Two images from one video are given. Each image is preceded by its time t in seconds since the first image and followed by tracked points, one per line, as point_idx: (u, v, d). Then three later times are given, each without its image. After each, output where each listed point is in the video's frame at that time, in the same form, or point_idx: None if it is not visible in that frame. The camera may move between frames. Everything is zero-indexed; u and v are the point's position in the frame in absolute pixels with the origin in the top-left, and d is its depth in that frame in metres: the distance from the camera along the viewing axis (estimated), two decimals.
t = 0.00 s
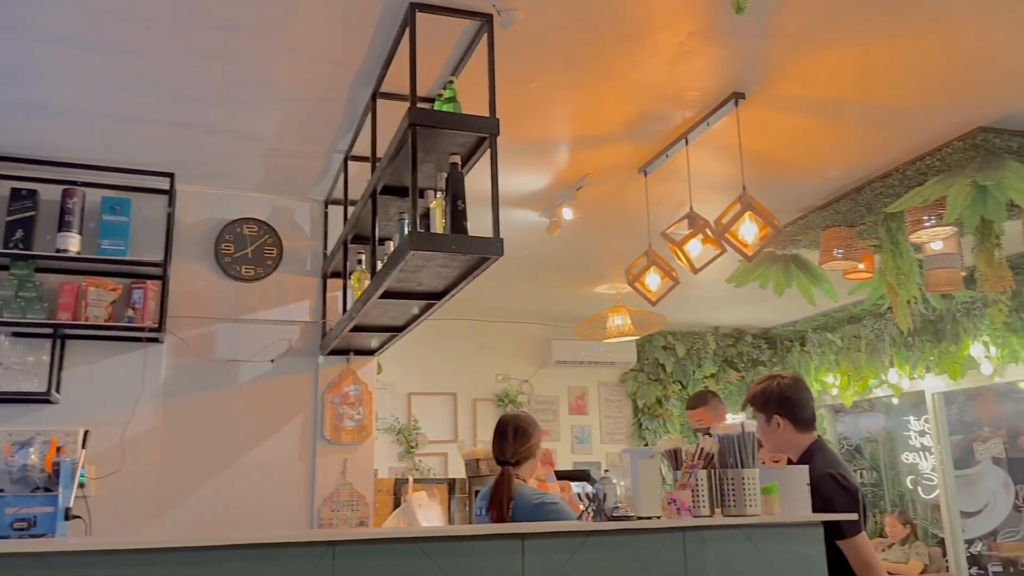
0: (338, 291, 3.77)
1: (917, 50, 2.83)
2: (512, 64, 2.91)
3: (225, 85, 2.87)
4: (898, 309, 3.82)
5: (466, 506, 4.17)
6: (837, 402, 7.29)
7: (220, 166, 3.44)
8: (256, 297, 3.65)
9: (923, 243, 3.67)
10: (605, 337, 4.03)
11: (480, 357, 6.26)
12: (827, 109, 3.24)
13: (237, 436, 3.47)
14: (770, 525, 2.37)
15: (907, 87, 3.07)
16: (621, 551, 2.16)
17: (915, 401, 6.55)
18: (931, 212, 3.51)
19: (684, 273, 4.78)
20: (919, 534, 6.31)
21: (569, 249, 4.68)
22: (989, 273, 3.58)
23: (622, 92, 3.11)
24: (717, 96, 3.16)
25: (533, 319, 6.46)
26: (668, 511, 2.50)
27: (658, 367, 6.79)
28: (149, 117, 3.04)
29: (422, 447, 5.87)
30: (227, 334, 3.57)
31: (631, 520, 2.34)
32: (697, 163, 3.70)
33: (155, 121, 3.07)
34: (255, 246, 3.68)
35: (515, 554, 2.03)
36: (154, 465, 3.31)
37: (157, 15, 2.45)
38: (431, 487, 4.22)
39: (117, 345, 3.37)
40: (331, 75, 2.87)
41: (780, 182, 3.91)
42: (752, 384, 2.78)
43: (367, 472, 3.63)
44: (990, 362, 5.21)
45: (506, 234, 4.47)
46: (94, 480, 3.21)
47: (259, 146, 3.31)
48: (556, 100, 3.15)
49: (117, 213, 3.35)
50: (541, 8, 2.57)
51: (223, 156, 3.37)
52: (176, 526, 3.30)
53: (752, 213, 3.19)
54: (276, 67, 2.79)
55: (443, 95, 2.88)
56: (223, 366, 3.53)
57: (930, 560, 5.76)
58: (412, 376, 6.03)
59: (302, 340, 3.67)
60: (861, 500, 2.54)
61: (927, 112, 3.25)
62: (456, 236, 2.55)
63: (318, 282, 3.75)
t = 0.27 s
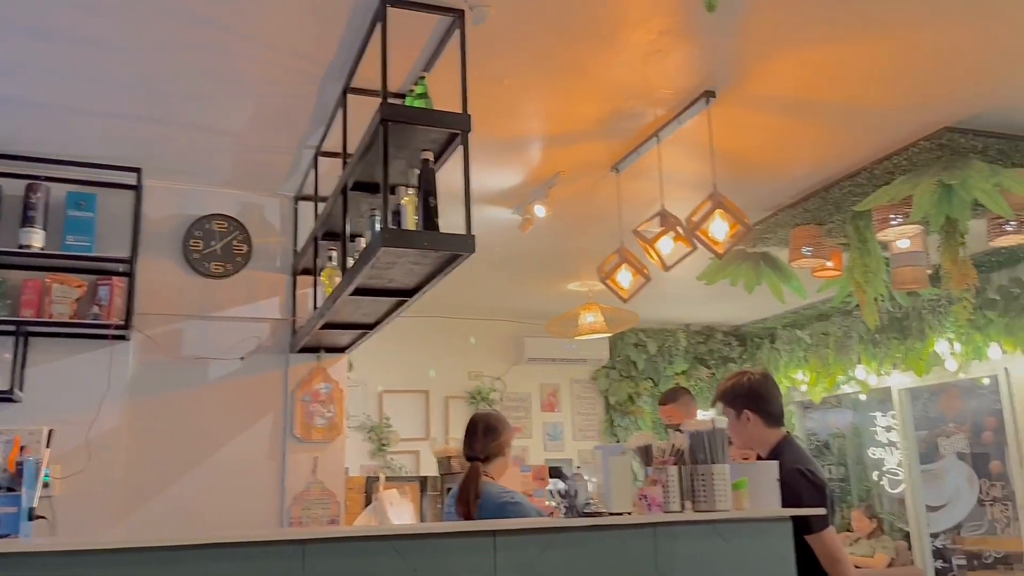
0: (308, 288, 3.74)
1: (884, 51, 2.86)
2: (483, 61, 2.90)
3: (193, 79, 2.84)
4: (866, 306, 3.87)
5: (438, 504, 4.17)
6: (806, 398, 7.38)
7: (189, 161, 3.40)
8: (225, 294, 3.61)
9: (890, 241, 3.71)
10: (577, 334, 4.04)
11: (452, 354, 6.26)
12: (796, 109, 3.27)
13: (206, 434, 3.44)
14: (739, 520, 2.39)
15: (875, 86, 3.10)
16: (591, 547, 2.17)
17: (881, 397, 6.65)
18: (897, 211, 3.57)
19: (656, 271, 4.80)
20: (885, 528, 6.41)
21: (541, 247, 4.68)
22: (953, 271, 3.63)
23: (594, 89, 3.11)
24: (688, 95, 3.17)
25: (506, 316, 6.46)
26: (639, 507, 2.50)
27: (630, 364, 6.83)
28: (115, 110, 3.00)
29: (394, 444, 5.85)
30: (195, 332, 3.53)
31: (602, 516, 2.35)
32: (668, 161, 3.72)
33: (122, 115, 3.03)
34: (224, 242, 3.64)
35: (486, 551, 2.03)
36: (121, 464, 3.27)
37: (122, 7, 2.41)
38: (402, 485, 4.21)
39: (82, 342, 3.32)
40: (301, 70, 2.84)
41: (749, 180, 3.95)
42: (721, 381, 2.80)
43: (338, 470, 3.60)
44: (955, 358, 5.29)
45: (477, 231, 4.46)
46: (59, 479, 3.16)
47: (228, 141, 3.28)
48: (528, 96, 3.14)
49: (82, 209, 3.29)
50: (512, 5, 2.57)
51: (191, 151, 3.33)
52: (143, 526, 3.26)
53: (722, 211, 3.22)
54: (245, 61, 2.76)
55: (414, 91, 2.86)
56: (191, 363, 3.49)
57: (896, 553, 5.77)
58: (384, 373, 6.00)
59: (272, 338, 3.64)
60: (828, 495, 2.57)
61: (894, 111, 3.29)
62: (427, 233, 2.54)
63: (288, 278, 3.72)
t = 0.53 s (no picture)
0: (283, 286, 3.72)
1: (858, 52, 2.90)
2: (460, 58, 2.89)
3: (167, 75, 2.81)
4: (839, 304, 3.91)
5: (413, 502, 4.17)
6: (780, 396, 7.45)
7: (162, 157, 3.36)
8: (199, 291, 3.58)
9: (862, 240, 3.76)
10: (553, 332, 4.05)
11: (428, 353, 6.25)
12: (771, 108, 3.30)
13: (179, 433, 3.41)
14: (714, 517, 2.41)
15: (849, 87, 3.14)
16: (567, 544, 2.18)
17: (854, 394, 6.73)
18: (870, 210, 3.62)
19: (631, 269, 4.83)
20: (857, 523, 6.49)
21: (517, 245, 4.68)
22: (923, 269, 3.68)
23: (571, 88, 3.11)
24: (664, 94, 3.19)
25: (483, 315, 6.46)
26: (615, 505, 2.49)
27: (606, 362, 6.85)
28: (86, 106, 2.95)
29: (369, 443, 5.84)
30: (168, 330, 3.49)
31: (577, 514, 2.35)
32: (644, 160, 3.74)
33: (93, 110, 2.98)
34: (197, 239, 3.61)
35: (462, 549, 2.02)
36: (92, 464, 3.23)
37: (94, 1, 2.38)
38: (378, 484, 4.20)
39: (52, 340, 3.27)
40: (276, 66, 2.82)
41: (724, 180, 3.98)
42: (696, 378, 2.82)
43: (313, 469, 3.58)
44: (925, 356, 5.38)
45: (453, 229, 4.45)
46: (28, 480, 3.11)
47: (202, 138, 3.24)
48: (504, 94, 3.14)
49: (52, 206, 3.25)
50: (489, 3, 2.56)
51: (164, 147, 3.29)
52: (114, 526, 3.22)
53: (697, 210, 3.24)
54: (219, 57, 2.73)
55: (390, 88, 2.85)
56: (163, 362, 3.46)
57: (867, 549, 5.84)
58: (359, 371, 5.98)
59: (246, 336, 3.61)
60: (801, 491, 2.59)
61: (867, 112, 3.32)
62: (404, 231, 2.53)
63: (263, 276, 3.69)
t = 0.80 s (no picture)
0: (258, 284, 3.69)
1: (832, 53, 2.92)
2: (436, 57, 2.88)
3: (140, 71, 2.77)
4: (813, 303, 3.95)
5: (389, 501, 4.16)
6: (754, 394, 7.52)
7: (134, 154, 3.33)
8: (172, 290, 3.54)
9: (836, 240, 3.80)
10: (529, 330, 4.05)
11: (405, 352, 6.23)
12: (746, 108, 3.32)
13: (153, 433, 3.37)
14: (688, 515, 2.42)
15: (823, 87, 3.17)
16: (544, 543, 2.18)
17: (827, 392, 6.80)
18: (843, 210, 3.66)
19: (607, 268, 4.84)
20: (830, 520, 6.55)
21: (493, 243, 4.68)
22: (895, 269, 3.72)
23: (548, 87, 3.12)
24: (640, 94, 3.20)
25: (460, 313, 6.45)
26: (590, 502, 2.47)
27: (583, 360, 6.86)
28: (57, 101, 2.91)
29: (345, 443, 5.81)
30: (140, 329, 3.46)
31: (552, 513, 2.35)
32: (621, 159, 3.75)
33: (64, 106, 2.94)
34: (171, 237, 3.57)
35: (437, 549, 2.02)
36: (63, 465, 3.18)
37: None
38: (353, 483, 4.19)
39: (22, 339, 3.22)
40: (251, 63, 2.80)
41: (700, 179, 4.00)
42: (670, 377, 2.83)
43: (288, 469, 3.57)
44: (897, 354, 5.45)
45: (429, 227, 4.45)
46: None
47: (175, 135, 3.21)
48: (481, 93, 3.14)
49: (21, 202, 3.22)
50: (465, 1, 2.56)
51: (137, 144, 3.25)
52: (86, 527, 3.18)
53: (673, 209, 3.25)
54: (193, 53, 2.71)
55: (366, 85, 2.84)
56: (136, 361, 3.42)
57: (840, 545, 5.92)
58: (335, 371, 5.95)
59: (220, 335, 3.58)
60: (776, 488, 2.61)
61: (840, 112, 3.36)
62: (380, 229, 2.52)
63: (237, 274, 3.67)
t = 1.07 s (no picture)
0: (229, 283, 3.66)
1: (804, 55, 2.95)
2: (410, 55, 2.88)
3: (109, 67, 2.74)
4: (784, 302, 3.99)
5: (362, 501, 4.15)
6: (726, 392, 7.58)
7: (103, 151, 3.28)
8: (142, 289, 3.50)
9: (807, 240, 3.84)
10: (504, 330, 4.05)
11: (379, 351, 6.21)
12: (719, 109, 3.35)
13: (122, 433, 3.33)
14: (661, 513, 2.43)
15: (794, 89, 3.20)
16: (518, 541, 2.18)
17: (798, 391, 6.88)
18: (813, 210, 3.70)
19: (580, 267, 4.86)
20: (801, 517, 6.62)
21: (466, 242, 4.68)
22: (865, 269, 3.77)
23: (522, 86, 3.12)
24: (614, 94, 3.21)
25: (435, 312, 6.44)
26: (563, 502, 2.46)
27: (557, 359, 6.88)
28: (23, 97, 2.86)
29: (318, 442, 5.78)
30: (109, 328, 3.41)
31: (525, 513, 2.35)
32: (594, 158, 3.76)
33: (30, 101, 2.90)
34: (140, 236, 3.52)
35: (410, 548, 2.01)
36: (30, 466, 3.14)
37: None
38: (326, 483, 4.17)
39: None
40: (222, 60, 2.77)
41: (673, 179, 4.03)
42: (642, 376, 2.85)
43: (259, 469, 3.55)
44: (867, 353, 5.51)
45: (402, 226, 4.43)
46: None
47: (146, 132, 3.17)
48: (455, 92, 3.13)
49: None
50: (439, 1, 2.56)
51: (106, 141, 3.21)
52: (54, 529, 3.14)
53: (646, 209, 3.27)
54: (163, 49, 2.67)
55: (339, 84, 2.82)
56: (105, 361, 3.38)
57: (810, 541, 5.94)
58: (308, 370, 5.92)
59: (191, 334, 3.55)
60: (746, 486, 2.64)
61: (811, 114, 3.40)
62: (353, 228, 2.51)
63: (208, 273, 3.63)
